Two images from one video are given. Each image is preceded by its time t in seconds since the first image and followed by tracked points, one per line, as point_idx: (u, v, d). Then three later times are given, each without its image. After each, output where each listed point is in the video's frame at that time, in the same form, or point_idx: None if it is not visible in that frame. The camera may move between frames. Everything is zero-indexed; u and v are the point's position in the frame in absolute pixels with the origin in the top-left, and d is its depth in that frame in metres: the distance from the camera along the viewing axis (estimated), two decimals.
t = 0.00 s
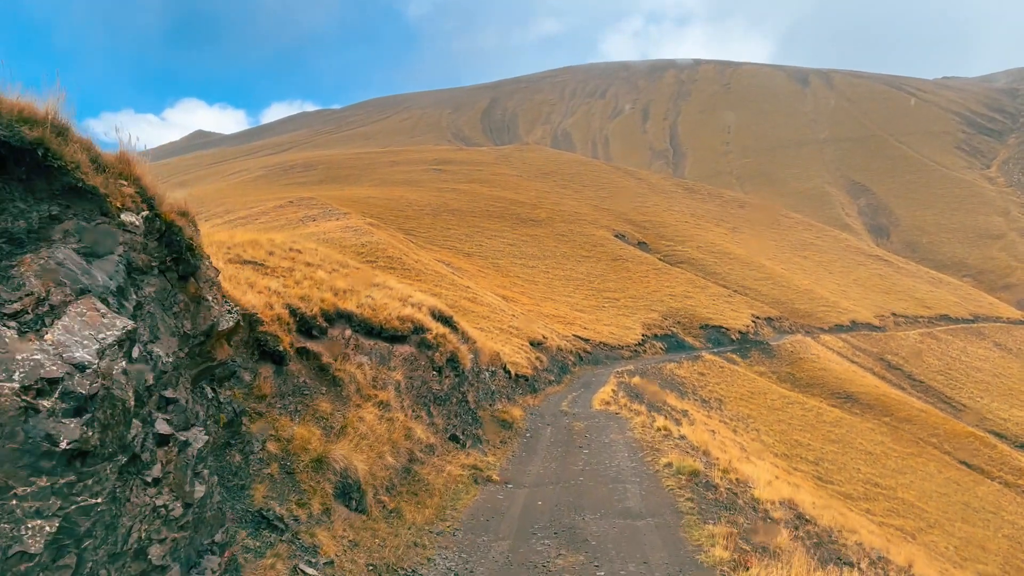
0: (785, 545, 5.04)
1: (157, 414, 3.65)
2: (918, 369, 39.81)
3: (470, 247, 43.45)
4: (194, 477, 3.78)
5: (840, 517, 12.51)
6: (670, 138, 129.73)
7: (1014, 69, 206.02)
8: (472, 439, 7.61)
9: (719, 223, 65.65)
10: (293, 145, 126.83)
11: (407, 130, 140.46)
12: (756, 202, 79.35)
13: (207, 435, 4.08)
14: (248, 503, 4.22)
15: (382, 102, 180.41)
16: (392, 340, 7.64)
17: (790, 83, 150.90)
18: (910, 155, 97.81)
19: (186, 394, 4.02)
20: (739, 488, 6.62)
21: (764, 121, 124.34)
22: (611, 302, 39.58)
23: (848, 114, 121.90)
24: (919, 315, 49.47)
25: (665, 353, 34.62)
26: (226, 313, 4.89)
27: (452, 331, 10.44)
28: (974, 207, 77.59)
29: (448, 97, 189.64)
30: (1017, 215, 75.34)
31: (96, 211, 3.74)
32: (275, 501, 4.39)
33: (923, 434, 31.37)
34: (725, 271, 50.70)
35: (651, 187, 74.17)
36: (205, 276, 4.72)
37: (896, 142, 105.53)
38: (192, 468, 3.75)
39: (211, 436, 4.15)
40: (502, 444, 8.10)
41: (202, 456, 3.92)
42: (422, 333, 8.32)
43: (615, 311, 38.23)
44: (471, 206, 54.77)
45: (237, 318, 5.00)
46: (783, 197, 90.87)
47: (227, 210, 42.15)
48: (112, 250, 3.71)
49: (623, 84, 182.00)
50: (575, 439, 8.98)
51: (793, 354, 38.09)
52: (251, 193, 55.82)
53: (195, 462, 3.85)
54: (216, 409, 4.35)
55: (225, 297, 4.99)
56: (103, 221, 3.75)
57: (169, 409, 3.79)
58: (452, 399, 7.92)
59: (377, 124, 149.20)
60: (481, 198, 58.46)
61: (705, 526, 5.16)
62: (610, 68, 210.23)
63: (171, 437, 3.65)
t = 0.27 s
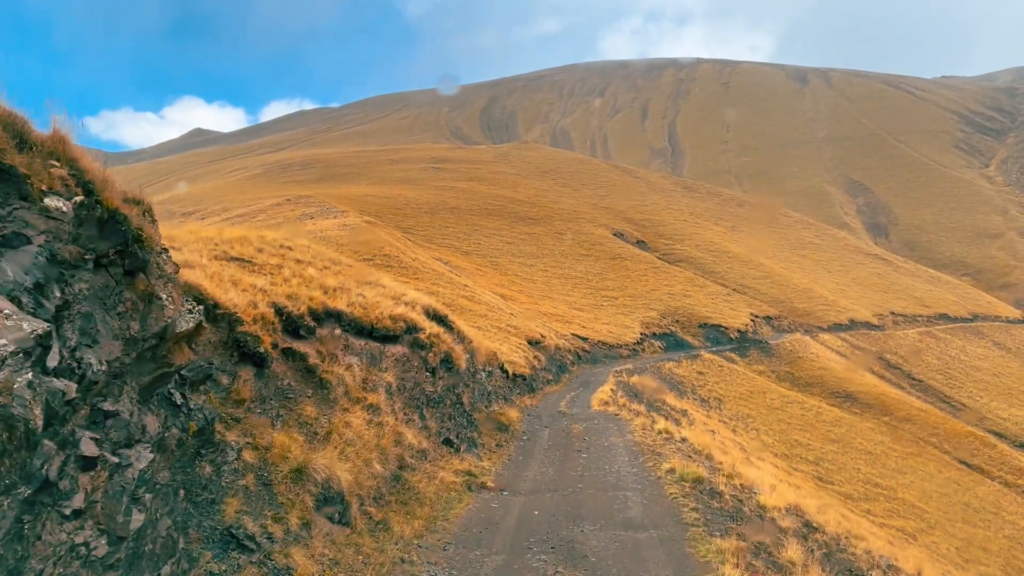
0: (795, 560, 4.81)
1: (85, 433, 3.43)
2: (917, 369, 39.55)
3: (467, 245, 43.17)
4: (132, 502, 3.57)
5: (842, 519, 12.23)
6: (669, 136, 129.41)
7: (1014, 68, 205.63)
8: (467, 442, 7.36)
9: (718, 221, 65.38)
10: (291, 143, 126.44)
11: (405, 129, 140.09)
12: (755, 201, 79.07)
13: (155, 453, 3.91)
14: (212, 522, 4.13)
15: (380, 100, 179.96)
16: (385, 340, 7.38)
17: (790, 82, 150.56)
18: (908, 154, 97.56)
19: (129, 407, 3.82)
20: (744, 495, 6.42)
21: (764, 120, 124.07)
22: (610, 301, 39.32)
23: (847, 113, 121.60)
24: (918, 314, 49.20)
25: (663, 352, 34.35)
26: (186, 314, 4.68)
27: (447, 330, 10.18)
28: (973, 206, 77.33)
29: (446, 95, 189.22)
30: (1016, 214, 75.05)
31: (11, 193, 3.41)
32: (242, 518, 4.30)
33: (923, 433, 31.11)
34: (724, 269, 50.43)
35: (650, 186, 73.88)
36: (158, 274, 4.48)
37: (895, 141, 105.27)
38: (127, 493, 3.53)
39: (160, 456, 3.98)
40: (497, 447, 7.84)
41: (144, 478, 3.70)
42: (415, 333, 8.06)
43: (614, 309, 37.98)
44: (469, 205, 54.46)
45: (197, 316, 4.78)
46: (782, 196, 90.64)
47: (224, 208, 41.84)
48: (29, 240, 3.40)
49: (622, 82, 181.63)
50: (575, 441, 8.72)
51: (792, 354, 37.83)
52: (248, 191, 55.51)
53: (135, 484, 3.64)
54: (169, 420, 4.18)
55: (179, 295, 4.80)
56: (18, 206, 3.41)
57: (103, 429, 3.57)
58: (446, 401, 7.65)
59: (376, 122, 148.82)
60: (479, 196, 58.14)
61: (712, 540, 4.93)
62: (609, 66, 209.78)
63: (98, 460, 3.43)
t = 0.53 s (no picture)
0: None
1: None
2: (917, 368, 39.23)
3: (465, 243, 42.83)
4: (45, 546, 3.25)
5: (844, 521, 11.90)
6: (668, 135, 129.09)
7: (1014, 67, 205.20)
8: (462, 447, 7.08)
9: (717, 220, 65.07)
10: (289, 141, 125.99)
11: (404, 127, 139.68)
12: (754, 199, 78.79)
13: (85, 479, 3.62)
14: (172, 547, 3.89)
15: (379, 99, 179.49)
16: (376, 341, 7.06)
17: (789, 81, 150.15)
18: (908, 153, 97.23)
19: (49, 430, 3.50)
20: (753, 504, 6.14)
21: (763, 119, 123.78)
22: (608, 300, 39.01)
23: (846, 112, 121.26)
24: (917, 313, 48.88)
25: (662, 351, 34.04)
26: (132, 315, 4.33)
27: (441, 329, 9.84)
28: (972, 205, 77.00)
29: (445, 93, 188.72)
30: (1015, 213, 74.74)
31: None
32: (208, 539, 4.07)
33: (923, 433, 30.82)
34: (723, 268, 50.11)
35: (649, 184, 73.54)
36: (93, 273, 4.11)
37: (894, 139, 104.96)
38: (35, 535, 3.21)
39: (95, 481, 3.69)
40: (494, 453, 7.54)
41: (63, 513, 3.39)
42: (408, 333, 7.74)
43: (612, 308, 37.67)
44: (468, 203, 54.09)
45: (148, 318, 4.43)
46: (781, 195, 90.33)
47: (220, 206, 41.51)
48: None
49: (621, 81, 181.22)
50: (575, 445, 8.41)
51: (792, 353, 37.51)
52: (245, 189, 55.09)
53: (52, 522, 3.32)
54: (110, 438, 3.91)
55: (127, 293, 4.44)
56: None
57: (11, 456, 3.27)
58: (441, 405, 7.34)
59: (375, 120, 148.38)
60: (477, 194, 57.79)
61: (725, 559, 4.64)
62: (609, 65, 209.29)
63: None
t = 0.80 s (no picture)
0: None
1: None
2: (916, 366, 38.94)
3: (463, 240, 42.53)
4: None
5: (848, 524, 11.58)
6: (667, 132, 128.81)
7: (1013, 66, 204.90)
8: (456, 452, 6.80)
9: (716, 217, 64.76)
10: (287, 138, 125.52)
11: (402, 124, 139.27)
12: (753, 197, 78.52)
13: None
14: None
15: (378, 96, 179.02)
16: (367, 340, 6.79)
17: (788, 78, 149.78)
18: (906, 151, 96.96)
19: None
20: (764, 513, 5.84)
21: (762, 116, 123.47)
22: (607, 297, 38.72)
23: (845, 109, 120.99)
24: (916, 311, 48.62)
25: (661, 349, 33.76)
26: (61, 317, 3.88)
27: (436, 327, 9.56)
28: (971, 203, 76.75)
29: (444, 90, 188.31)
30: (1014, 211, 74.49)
31: None
32: (167, 564, 3.73)
33: (923, 432, 30.54)
34: (723, 266, 49.83)
35: (648, 181, 73.23)
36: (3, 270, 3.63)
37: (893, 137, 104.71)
38: None
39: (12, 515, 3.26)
40: (492, 456, 7.27)
41: None
42: (401, 332, 7.45)
43: (611, 305, 37.38)
44: (466, 200, 53.77)
45: (81, 319, 3.97)
46: (780, 193, 90.04)
47: (217, 203, 41.19)
48: None
49: (620, 78, 180.82)
50: (573, 448, 8.12)
51: (791, 351, 37.21)
52: (242, 185, 54.69)
53: None
54: (39, 460, 3.51)
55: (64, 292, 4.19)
56: None
57: None
58: (435, 408, 7.06)
59: (373, 117, 147.95)
60: (475, 191, 57.45)
61: None
62: (608, 62, 208.78)
63: None
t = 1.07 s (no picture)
0: None
1: None
2: (917, 362, 38.66)
3: (461, 235, 42.22)
4: None
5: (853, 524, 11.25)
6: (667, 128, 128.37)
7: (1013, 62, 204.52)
8: (452, 452, 6.51)
9: (715, 213, 64.47)
10: (285, 133, 125.07)
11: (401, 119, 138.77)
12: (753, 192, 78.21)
13: None
14: None
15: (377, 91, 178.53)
16: (357, 335, 6.49)
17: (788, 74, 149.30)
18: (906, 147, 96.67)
19: None
20: (778, 518, 5.55)
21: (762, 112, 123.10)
22: (606, 293, 38.43)
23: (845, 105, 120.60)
24: (915, 308, 48.34)
25: (661, 345, 33.45)
26: None
27: (431, 322, 9.26)
28: (971, 199, 76.47)
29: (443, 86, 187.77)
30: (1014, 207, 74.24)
31: None
32: None
33: (924, 428, 30.26)
34: (722, 262, 49.54)
35: (648, 177, 72.89)
36: None
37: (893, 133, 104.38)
38: None
39: None
40: (489, 456, 6.98)
41: None
42: (394, 326, 7.15)
43: (610, 301, 37.07)
44: (464, 195, 53.45)
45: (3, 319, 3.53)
46: (779, 189, 89.74)
47: (213, 198, 40.88)
48: None
49: (619, 74, 180.32)
50: (572, 447, 7.81)
51: (791, 347, 36.92)
52: (239, 180, 54.38)
53: None
54: None
55: (3, 284, 3.93)
56: None
57: None
58: (429, 405, 6.76)
59: (372, 112, 147.53)
60: (473, 185, 57.12)
61: None
62: (607, 57, 208.15)
63: None
